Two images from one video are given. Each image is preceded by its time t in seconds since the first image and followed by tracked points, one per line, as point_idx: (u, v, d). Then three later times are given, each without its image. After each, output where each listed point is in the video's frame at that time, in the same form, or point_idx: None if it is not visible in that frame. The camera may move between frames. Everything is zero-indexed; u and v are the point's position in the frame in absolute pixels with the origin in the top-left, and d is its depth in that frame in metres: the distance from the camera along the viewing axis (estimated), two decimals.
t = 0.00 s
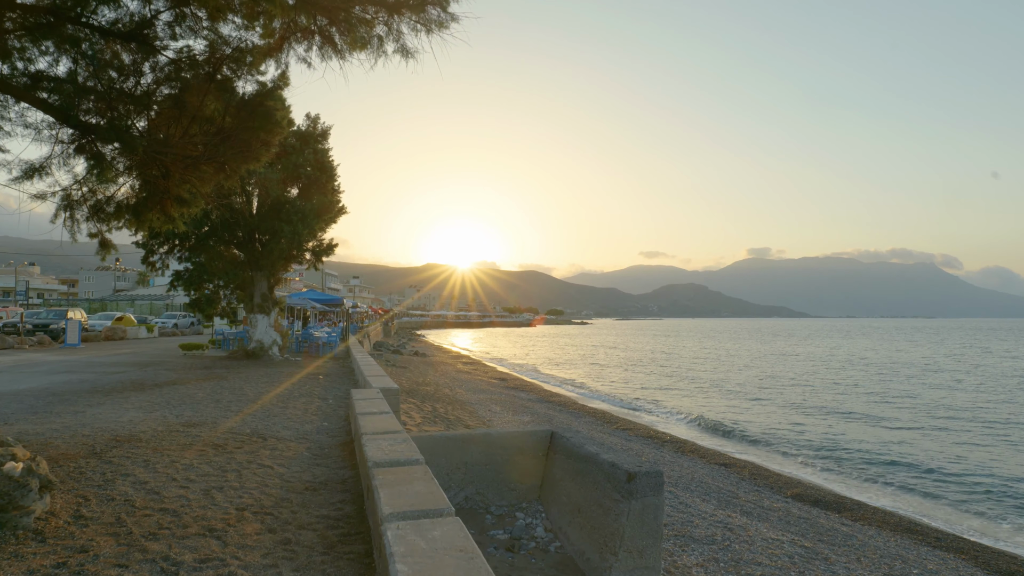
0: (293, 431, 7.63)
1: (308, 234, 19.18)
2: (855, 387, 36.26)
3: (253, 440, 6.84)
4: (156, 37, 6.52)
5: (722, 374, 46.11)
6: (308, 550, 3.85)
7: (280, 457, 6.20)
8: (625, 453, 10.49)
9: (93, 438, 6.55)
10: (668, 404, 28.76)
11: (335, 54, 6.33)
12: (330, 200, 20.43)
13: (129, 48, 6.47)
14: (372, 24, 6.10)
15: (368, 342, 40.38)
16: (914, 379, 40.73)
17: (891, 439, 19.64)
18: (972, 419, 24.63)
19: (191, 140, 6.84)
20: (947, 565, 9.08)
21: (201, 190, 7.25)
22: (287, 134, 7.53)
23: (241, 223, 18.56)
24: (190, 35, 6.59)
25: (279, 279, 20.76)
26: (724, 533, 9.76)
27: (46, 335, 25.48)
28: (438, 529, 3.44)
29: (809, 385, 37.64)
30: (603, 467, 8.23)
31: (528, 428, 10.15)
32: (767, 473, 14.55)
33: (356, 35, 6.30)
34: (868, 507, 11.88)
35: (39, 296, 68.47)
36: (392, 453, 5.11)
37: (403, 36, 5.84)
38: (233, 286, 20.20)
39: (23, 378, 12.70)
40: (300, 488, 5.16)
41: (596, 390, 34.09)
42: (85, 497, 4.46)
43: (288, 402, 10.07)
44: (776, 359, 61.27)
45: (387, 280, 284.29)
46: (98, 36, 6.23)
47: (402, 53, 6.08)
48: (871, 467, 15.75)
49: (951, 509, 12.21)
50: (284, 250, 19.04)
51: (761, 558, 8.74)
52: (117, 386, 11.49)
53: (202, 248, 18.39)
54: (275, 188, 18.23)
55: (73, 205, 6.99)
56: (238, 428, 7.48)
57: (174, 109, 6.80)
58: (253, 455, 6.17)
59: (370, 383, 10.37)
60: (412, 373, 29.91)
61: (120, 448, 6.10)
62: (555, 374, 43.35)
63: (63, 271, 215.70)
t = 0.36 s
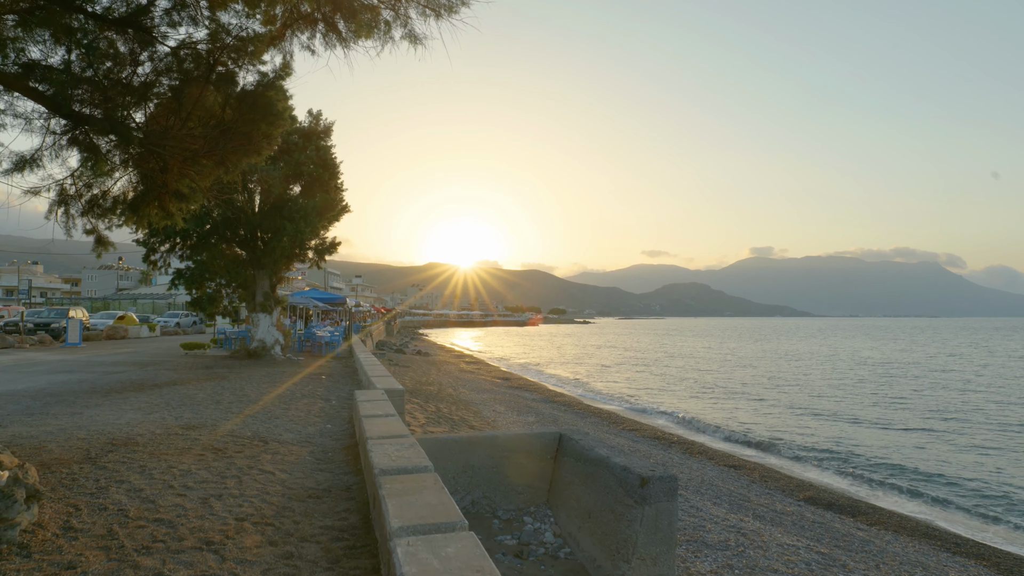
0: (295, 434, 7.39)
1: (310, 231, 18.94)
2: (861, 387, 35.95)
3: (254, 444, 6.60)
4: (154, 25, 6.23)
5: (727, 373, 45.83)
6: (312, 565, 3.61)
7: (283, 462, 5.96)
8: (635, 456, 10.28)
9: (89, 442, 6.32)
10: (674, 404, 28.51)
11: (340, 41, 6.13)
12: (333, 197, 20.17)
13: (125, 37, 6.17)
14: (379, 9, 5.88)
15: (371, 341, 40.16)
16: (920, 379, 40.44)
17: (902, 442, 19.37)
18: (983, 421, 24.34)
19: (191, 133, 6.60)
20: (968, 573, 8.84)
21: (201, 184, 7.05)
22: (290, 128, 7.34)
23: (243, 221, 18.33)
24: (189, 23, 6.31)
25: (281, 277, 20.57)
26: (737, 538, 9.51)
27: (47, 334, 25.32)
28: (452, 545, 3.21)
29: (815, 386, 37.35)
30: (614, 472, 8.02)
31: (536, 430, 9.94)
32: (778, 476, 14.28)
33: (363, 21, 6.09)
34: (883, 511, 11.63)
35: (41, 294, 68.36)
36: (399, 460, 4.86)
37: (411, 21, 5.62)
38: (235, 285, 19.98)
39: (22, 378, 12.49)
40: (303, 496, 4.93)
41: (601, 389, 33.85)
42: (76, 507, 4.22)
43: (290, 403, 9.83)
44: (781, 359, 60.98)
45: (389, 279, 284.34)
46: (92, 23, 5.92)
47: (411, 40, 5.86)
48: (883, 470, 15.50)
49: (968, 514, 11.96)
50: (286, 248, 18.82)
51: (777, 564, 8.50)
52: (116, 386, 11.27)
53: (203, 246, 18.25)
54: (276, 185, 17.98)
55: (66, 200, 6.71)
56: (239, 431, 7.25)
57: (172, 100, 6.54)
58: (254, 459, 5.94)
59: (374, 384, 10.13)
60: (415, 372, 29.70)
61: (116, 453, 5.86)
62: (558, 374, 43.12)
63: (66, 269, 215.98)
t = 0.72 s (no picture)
0: (295, 435, 7.17)
1: (312, 229, 18.72)
2: (868, 387, 35.64)
3: (253, 445, 6.38)
4: (149, 12, 5.98)
5: (731, 373, 45.57)
6: None
7: (282, 465, 5.73)
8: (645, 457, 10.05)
9: (82, 443, 6.10)
10: (678, 404, 28.24)
11: (341, 27, 5.90)
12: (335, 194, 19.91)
13: (119, 23, 5.93)
14: None
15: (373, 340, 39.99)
16: (927, 380, 40.07)
17: (912, 443, 19.08)
18: (993, 422, 24.04)
19: (187, 123, 6.40)
20: None
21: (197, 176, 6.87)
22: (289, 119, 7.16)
23: (244, 218, 18.14)
24: (186, 10, 6.08)
25: (282, 275, 20.41)
26: (750, 541, 9.26)
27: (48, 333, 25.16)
28: (461, 560, 2.98)
29: (821, 386, 37.03)
30: (624, 475, 7.79)
31: (542, 431, 9.72)
32: (788, 477, 14.01)
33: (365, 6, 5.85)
34: (898, 514, 11.37)
35: (44, 293, 68.33)
36: (403, 463, 4.63)
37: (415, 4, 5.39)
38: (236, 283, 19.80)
39: (20, 377, 12.30)
40: (303, 502, 4.69)
41: (605, 389, 33.59)
42: (62, 514, 4.00)
43: (291, 403, 9.62)
44: (786, 358, 60.58)
45: (392, 278, 284.58)
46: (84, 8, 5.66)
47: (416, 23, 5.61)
48: (895, 472, 15.24)
49: (983, 517, 11.71)
50: (287, 246, 18.64)
51: (792, 569, 8.26)
52: (115, 386, 11.06)
53: (204, 244, 18.11)
54: (277, 183, 17.77)
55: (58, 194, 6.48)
56: (237, 432, 7.02)
57: (168, 89, 6.32)
58: (252, 462, 5.71)
59: (376, 384, 9.90)
60: (418, 371, 29.51)
61: (109, 456, 5.64)
62: (562, 373, 42.89)
63: (69, 269, 216.31)
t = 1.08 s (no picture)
0: (295, 436, 6.92)
1: (314, 225, 18.46)
2: (876, 386, 35.32)
3: (250, 448, 6.13)
4: None
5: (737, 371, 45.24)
6: None
7: (281, 469, 5.48)
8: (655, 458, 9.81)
9: (73, 446, 5.86)
10: (684, 403, 27.96)
11: (341, 11, 5.66)
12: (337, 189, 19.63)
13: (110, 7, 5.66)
14: None
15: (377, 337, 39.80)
16: (936, 378, 39.66)
17: (924, 443, 18.76)
18: (1005, 422, 23.70)
19: (181, 112, 6.18)
20: None
21: (192, 166, 6.68)
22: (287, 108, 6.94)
23: (245, 215, 17.94)
24: None
25: (285, 272, 20.24)
26: (764, 545, 9.00)
27: (50, 331, 24.99)
28: None
29: (829, 384, 36.65)
30: (635, 478, 7.55)
31: (549, 431, 9.47)
32: (799, 478, 13.71)
33: None
34: (914, 516, 11.08)
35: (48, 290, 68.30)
36: (406, 470, 4.37)
37: None
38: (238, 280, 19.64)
39: (18, 375, 12.09)
40: (300, 510, 4.44)
41: (610, 387, 33.31)
42: (43, 526, 3.75)
43: (292, 402, 9.38)
44: (792, 356, 60.18)
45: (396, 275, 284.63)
46: None
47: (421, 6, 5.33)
48: (908, 473, 14.95)
49: (1001, 519, 11.43)
50: (289, 242, 18.45)
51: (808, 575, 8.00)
52: (113, 385, 10.83)
53: (205, 241, 17.93)
54: (278, 178, 17.53)
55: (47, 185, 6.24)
56: (235, 433, 6.77)
57: (161, 77, 6.08)
58: (249, 466, 5.45)
59: (379, 383, 9.64)
60: (422, 369, 29.31)
61: (100, 459, 5.40)
62: (566, 371, 42.63)
63: (74, 266, 216.84)
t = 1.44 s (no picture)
0: (298, 438, 6.69)
1: (317, 221, 18.23)
2: (886, 385, 34.93)
3: (251, 450, 5.90)
4: None
5: (744, 369, 44.88)
6: None
7: (282, 472, 5.25)
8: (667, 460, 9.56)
9: (67, 448, 5.64)
10: (692, 402, 27.65)
11: None
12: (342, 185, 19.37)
13: None
14: None
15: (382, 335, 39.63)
16: (947, 377, 39.22)
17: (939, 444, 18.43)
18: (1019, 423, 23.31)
19: (177, 101, 5.94)
20: None
21: (189, 157, 6.46)
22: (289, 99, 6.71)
23: (248, 211, 17.73)
24: None
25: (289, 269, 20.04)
26: (782, 550, 8.74)
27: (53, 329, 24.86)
28: None
29: (838, 383, 36.25)
30: (650, 481, 7.28)
31: (559, 432, 9.22)
32: (813, 479, 13.42)
33: None
34: (934, 520, 10.78)
35: (53, 288, 68.41)
36: (414, 476, 4.12)
37: None
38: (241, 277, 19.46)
39: (19, 374, 11.92)
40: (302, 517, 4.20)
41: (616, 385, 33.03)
42: (28, 536, 3.52)
43: (295, 402, 9.15)
44: (799, 354, 59.70)
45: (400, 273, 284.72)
46: None
47: None
48: (924, 475, 14.64)
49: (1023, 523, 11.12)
50: (293, 240, 18.24)
51: None
52: (114, 384, 10.62)
53: (208, 238, 17.74)
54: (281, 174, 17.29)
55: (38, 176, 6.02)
56: (235, 435, 6.54)
57: (157, 64, 5.84)
58: (249, 470, 5.22)
59: (384, 382, 9.40)
60: (427, 367, 29.10)
61: (94, 462, 5.17)
62: (572, 369, 42.35)
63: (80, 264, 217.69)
